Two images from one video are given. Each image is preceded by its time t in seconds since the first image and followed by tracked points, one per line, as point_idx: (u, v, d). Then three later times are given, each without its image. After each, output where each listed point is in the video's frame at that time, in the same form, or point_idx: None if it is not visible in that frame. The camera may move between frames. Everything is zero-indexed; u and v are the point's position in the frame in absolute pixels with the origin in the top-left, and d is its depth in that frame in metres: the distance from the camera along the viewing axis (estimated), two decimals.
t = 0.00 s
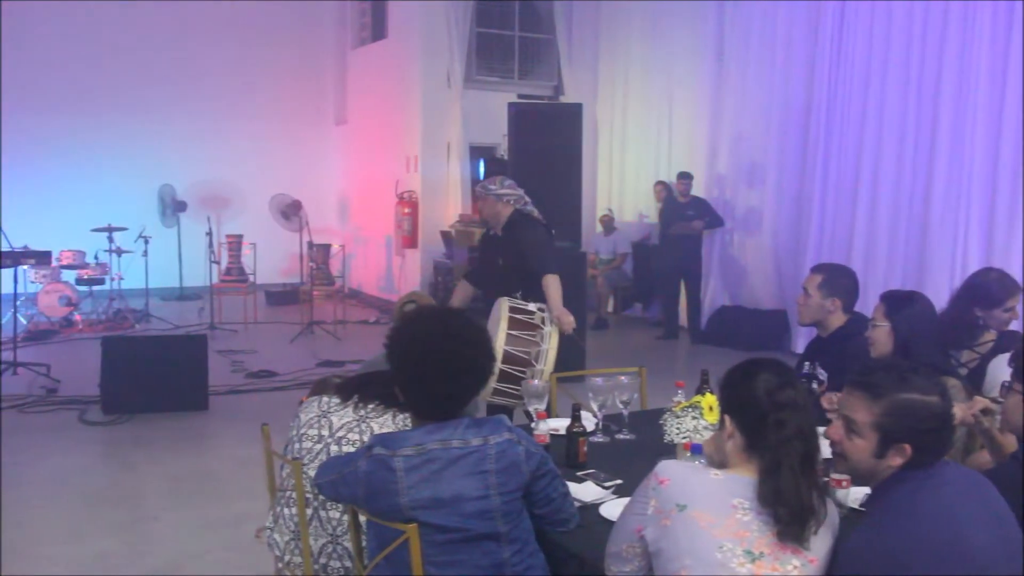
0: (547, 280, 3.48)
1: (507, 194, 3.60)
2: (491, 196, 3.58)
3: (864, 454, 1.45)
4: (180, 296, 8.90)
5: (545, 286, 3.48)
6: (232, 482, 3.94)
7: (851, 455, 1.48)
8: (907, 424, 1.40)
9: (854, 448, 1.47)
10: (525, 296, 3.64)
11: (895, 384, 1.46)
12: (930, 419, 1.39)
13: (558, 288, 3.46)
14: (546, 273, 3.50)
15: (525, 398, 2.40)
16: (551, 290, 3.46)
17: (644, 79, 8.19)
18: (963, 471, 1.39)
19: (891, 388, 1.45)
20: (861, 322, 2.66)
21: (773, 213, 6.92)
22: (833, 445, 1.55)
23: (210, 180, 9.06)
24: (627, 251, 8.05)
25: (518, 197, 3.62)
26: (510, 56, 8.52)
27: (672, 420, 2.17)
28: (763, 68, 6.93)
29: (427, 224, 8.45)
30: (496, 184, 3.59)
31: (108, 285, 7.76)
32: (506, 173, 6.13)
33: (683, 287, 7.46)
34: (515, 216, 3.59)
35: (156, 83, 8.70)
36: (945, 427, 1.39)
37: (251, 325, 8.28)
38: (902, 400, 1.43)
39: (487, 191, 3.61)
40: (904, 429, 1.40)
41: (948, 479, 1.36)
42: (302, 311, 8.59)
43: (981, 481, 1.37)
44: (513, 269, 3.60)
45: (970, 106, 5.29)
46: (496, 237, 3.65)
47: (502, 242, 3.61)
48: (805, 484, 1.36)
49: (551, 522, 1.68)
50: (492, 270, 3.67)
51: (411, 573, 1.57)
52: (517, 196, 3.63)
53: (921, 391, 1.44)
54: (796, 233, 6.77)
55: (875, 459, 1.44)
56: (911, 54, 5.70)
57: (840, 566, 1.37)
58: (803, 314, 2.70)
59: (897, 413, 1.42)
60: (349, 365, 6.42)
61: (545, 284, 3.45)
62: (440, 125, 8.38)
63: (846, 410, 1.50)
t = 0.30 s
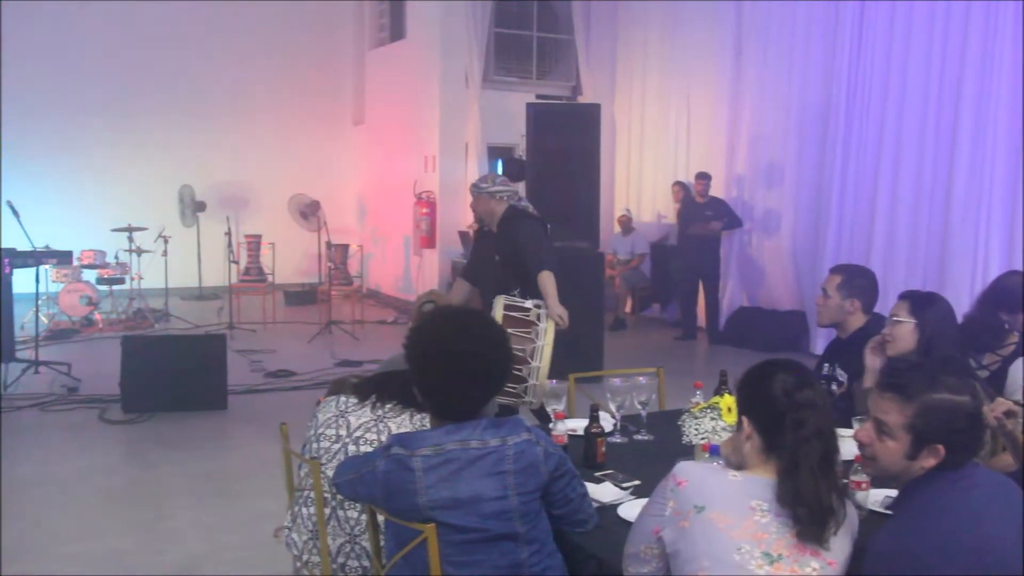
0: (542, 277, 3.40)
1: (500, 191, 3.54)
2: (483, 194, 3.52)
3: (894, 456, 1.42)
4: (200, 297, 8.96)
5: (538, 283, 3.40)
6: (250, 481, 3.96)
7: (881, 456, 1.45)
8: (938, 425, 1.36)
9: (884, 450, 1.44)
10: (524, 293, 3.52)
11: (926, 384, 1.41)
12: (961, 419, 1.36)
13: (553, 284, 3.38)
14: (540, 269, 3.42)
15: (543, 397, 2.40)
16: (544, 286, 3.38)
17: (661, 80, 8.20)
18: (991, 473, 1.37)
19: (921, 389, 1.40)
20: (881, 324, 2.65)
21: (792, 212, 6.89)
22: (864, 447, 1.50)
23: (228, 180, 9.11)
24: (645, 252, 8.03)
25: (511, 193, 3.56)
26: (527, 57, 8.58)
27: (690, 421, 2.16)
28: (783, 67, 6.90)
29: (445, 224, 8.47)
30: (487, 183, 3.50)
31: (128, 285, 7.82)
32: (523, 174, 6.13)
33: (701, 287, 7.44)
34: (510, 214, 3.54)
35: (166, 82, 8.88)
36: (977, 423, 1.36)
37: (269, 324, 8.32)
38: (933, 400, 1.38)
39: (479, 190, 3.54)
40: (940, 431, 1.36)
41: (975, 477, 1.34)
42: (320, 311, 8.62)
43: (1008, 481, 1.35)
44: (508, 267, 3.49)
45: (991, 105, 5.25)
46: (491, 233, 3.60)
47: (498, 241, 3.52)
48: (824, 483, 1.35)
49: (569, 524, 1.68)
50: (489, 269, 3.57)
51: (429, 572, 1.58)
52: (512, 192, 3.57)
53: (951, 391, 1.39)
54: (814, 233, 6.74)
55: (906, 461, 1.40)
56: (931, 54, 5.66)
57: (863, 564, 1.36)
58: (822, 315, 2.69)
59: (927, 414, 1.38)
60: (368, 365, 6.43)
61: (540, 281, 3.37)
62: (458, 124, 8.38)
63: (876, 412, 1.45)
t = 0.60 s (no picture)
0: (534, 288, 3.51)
1: (507, 195, 3.62)
2: (490, 198, 3.61)
3: (927, 458, 1.39)
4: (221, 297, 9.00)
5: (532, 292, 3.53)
6: (270, 480, 3.97)
7: (914, 458, 1.42)
8: (974, 427, 1.33)
9: (918, 452, 1.41)
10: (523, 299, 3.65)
11: (962, 386, 1.37)
12: (1000, 420, 1.31)
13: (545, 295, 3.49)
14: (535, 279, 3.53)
15: (562, 398, 2.39)
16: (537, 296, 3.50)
17: (683, 81, 8.17)
18: None
19: (956, 390, 1.37)
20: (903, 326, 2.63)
21: (812, 214, 6.86)
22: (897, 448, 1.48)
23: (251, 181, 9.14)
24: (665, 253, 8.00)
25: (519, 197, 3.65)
26: (547, 57, 8.57)
27: (711, 422, 2.14)
28: (804, 68, 6.87)
29: (464, 224, 8.48)
30: (494, 187, 3.59)
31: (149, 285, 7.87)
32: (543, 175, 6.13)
33: (721, 288, 7.42)
34: (516, 219, 3.64)
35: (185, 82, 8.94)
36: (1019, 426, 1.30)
37: (290, 323, 8.35)
38: (970, 402, 1.34)
39: (486, 193, 3.62)
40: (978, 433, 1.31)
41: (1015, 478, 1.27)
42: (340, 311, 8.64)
43: None
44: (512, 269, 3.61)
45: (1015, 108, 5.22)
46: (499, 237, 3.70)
47: (505, 243, 3.65)
48: (846, 485, 1.35)
49: (588, 525, 1.68)
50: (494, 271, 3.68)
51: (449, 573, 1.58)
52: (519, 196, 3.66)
53: (986, 392, 1.36)
54: (835, 235, 6.72)
55: (941, 464, 1.37)
56: (954, 56, 5.64)
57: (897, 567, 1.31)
58: (844, 316, 2.67)
59: (964, 415, 1.34)
60: (388, 365, 6.44)
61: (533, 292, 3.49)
62: (478, 125, 8.39)
63: (910, 413, 1.43)
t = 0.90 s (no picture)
0: (546, 291, 3.54)
1: (518, 200, 3.54)
2: (501, 204, 3.53)
3: (964, 469, 1.41)
4: (240, 297, 9.04)
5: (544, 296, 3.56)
6: (289, 479, 3.99)
7: (951, 468, 1.44)
8: (1005, 444, 1.30)
9: (954, 463, 1.43)
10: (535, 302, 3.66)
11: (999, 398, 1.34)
12: None
13: (557, 300, 3.53)
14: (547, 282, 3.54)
15: (580, 399, 2.39)
16: (548, 301, 3.53)
17: (702, 80, 8.16)
18: None
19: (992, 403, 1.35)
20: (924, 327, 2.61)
21: (832, 215, 6.83)
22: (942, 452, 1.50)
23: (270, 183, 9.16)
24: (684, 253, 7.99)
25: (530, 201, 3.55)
26: (566, 57, 8.56)
27: (729, 423, 2.14)
28: (825, 68, 6.84)
29: (483, 224, 8.49)
30: (506, 193, 3.51)
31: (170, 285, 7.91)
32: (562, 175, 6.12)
33: (740, 289, 7.39)
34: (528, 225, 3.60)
35: (204, 83, 8.97)
36: None
37: (309, 323, 8.38)
38: (1003, 419, 1.32)
39: (498, 198, 3.54)
40: (1006, 452, 1.30)
41: None
42: (359, 311, 8.67)
43: None
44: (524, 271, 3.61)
45: None
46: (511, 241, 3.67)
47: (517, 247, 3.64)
48: (865, 487, 1.34)
49: (607, 526, 1.68)
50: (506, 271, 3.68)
51: (468, 573, 1.58)
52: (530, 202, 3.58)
53: None
54: (855, 236, 6.69)
55: (975, 477, 1.38)
56: (977, 57, 5.61)
57: None
58: (865, 317, 2.66)
59: (996, 432, 1.32)
60: (406, 365, 6.45)
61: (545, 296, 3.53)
62: (497, 125, 8.40)
63: (951, 422, 1.45)
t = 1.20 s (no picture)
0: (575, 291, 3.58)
1: (528, 205, 3.57)
2: (512, 208, 3.56)
3: (1012, 464, 1.28)
4: (259, 296, 9.07)
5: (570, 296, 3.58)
6: (308, 478, 4.00)
7: (1000, 465, 1.31)
8: None
9: (1003, 460, 1.30)
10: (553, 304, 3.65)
11: None
12: None
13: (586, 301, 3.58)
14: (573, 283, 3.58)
15: (599, 399, 2.39)
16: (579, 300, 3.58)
17: (721, 80, 8.12)
18: None
19: None
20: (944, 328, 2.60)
21: (852, 215, 6.81)
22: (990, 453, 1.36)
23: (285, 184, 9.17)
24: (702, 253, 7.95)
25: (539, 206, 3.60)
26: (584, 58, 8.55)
27: (747, 424, 2.13)
28: (844, 68, 6.81)
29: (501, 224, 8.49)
30: (516, 198, 3.54)
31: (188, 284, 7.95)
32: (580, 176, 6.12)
33: (759, 290, 7.37)
34: (538, 227, 3.63)
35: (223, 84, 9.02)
36: None
37: (327, 323, 8.40)
38: None
39: (507, 203, 3.58)
40: None
41: None
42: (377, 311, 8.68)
43: None
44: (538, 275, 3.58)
45: None
46: (521, 245, 3.66)
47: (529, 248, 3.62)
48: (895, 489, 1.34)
49: (625, 526, 1.67)
50: (515, 276, 3.64)
51: (485, 572, 1.58)
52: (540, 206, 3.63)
53: None
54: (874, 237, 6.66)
55: None
56: (999, 58, 5.58)
57: None
58: (885, 318, 2.65)
59: None
60: (425, 365, 6.46)
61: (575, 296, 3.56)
62: (515, 125, 8.40)
63: (999, 417, 1.31)
